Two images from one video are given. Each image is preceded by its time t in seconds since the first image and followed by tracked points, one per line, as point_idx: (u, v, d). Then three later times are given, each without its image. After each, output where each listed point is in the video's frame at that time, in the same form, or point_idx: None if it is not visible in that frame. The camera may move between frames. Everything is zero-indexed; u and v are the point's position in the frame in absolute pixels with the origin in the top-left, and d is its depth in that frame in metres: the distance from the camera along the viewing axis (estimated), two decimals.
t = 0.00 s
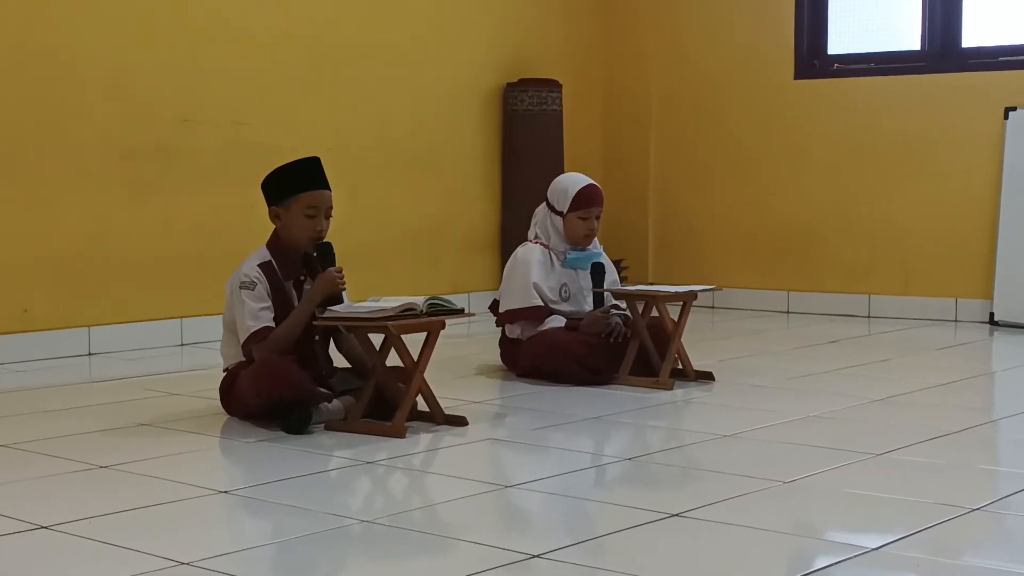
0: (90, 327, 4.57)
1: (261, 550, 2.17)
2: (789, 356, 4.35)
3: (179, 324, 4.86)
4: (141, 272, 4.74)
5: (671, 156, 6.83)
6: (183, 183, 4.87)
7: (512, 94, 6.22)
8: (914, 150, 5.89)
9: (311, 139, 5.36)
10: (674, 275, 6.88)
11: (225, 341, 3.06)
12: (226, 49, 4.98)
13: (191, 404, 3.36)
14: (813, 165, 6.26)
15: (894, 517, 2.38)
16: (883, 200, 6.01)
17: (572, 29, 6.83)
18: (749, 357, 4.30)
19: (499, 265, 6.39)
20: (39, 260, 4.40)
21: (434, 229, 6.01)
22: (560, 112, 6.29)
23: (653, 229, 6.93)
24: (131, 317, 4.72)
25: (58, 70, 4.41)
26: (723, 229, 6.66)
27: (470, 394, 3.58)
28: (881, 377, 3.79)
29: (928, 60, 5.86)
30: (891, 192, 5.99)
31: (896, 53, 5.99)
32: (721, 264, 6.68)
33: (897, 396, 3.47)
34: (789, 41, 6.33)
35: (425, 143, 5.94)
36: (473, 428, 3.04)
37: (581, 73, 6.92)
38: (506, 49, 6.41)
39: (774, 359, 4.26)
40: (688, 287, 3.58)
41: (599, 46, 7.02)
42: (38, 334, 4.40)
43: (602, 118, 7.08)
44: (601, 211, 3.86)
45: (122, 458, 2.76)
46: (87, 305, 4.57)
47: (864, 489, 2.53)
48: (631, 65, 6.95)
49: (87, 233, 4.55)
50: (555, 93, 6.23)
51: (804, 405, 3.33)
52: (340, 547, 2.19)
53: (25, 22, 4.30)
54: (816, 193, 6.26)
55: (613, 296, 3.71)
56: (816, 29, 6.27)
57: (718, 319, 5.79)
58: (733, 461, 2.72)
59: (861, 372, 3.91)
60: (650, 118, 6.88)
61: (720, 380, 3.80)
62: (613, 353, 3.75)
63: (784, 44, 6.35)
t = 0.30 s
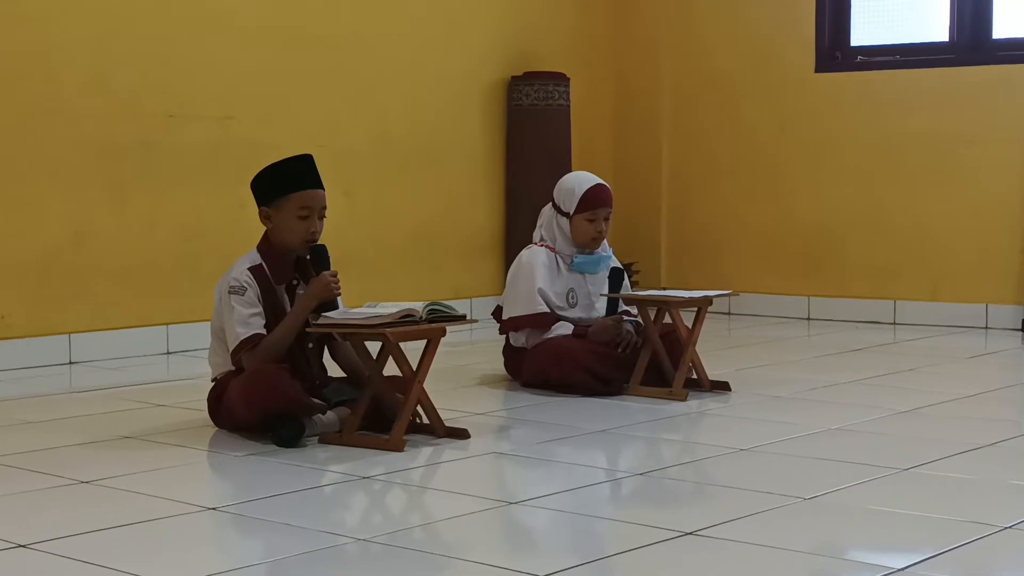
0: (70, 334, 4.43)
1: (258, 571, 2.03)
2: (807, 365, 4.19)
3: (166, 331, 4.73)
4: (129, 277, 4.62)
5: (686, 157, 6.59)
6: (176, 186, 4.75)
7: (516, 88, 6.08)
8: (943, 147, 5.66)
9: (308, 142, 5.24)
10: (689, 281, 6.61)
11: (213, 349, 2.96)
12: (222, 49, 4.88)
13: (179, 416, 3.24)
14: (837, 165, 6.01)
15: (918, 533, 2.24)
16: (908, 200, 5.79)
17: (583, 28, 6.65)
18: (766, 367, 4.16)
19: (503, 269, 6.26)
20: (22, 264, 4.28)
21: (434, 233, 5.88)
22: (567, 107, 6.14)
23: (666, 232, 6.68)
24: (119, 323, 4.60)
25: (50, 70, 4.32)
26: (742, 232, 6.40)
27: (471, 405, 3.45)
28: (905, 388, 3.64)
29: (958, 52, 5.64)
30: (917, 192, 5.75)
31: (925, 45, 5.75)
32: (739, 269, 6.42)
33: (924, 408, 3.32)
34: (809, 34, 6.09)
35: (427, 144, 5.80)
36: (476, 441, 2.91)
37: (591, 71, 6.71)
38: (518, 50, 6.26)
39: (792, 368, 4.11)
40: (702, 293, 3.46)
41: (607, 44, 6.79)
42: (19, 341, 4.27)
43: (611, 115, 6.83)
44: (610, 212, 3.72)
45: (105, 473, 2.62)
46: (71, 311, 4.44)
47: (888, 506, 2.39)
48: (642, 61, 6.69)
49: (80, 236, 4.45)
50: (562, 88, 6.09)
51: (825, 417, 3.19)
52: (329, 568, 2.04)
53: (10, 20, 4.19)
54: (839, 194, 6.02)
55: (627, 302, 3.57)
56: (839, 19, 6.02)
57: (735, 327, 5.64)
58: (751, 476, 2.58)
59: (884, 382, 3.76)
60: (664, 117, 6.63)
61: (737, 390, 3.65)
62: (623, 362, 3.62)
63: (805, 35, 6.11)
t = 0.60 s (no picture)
0: (47, 340, 4.33)
1: None
2: (827, 374, 4.05)
3: (148, 336, 4.60)
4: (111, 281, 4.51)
5: (700, 157, 6.46)
6: (164, 188, 4.66)
7: (521, 80, 5.96)
8: (966, 145, 5.51)
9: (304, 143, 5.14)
10: (702, 284, 6.49)
11: (201, 357, 2.90)
12: (219, 47, 4.80)
13: (167, 428, 3.13)
14: (858, 163, 5.87)
15: (947, 550, 2.10)
16: (929, 200, 5.64)
17: (593, 25, 6.52)
18: (783, 376, 4.01)
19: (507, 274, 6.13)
20: None
21: (435, 237, 5.76)
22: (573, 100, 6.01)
23: (680, 234, 6.55)
24: (100, 328, 4.49)
25: (36, 68, 4.25)
26: (758, 235, 6.26)
27: (471, 416, 3.33)
28: (931, 399, 3.50)
29: (987, 43, 5.51)
30: (939, 192, 5.61)
31: (952, 36, 5.62)
32: (755, 272, 6.29)
33: (951, 420, 3.18)
34: (829, 25, 5.96)
35: (428, 145, 5.69)
36: (478, 455, 2.78)
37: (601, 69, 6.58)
38: (523, 50, 6.15)
39: (812, 378, 3.97)
40: (717, 298, 3.34)
41: (617, 40, 6.65)
42: None
43: (622, 113, 6.69)
44: (618, 211, 3.60)
45: (86, 488, 2.50)
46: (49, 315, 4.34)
47: (913, 523, 2.24)
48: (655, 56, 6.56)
49: (67, 239, 4.38)
50: (568, 80, 5.96)
51: (847, 430, 3.05)
52: None
53: None
54: (861, 193, 5.87)
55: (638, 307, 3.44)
56: (862, 9, 5.88)
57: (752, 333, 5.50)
58: (768, 491, 2.45)
59: (909, 393, 3.61)
60: (677, 116, 6.51)
61: (754, 401, 3.52)
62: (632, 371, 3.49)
63: (825, 27, 5.97)
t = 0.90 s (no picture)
0: (38, 346, 4.26)
1: None
2: (839, 381, 3.98)
3: (140, 343, 4.53)
4: (106, 286, 4.45)
5: (709, 158, 6.39)
6: (160, 191, 4.59)
7: (525, 78, 5.88)
8: (982, 145, 5.44)
9: (304, 145, 5.07)
10: (712, 289, 6.42)
11: (195, 363, 2.83)
12: (218, 47, 4.74)
13: (159, 437, 3.05)
14: (872, 164, 5.79)
15: (969, 561, 2.02)
16: (944, 200, 5.57)
17: (598, 26, 6.46)
18: (793, 383, 3.94)
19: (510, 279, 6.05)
20: None
21: (436, 241, 5.69)
22: (578, 97, 5.95)
23: (688, 237, 6.48)
24: (93, 333, 4.43)
25: (30, 67, 4.19)
26: (769, 238, 6.19)
27: (472, 424, 3.26)
28: (945, 407, 3.43)
29: (1005, 39, 5.43)
30: (954, 193, 5.53)
31: (967, 31, 5.53)
32: (766, 275, 6.22)
33: (967, 428, 3.11)
34: (844, 22, 5.88)
35: (429, 148, 5.62)
36: (480, 464, 2.71)
37: (607, 68, 6.52)
38: (527, 51, 6.09)
39: (824, 385, 3.89)
40: (727, 303, 3.28)
41: (624, 41, 6.59)
42: None
43: (631, 112, 6.62)
44: (625, 213, 3.53)
45: (75, 499, 2.42)
46: (42, 320, 4.27)
47: (931, 535, 2.15)
48: (665, 54, 6.48)
49: (61, 241, 4.31)
50: (573, 77, 5.90)
51: (861, 439, 2.97)
52: None
53: None
54: (877, 195, 5.79)
55: (645, 312, 3.37)
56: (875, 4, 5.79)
57: (764, 339, 5.41)
58: (781, 502, 2.37)
59: (924, 400, 3.54)
60: (686, 116, 6.44)
61: (764, 409, 3.44)
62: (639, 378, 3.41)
63: (839, 24, 5.90)
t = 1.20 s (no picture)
0: (40, 348, 4.26)
1: None
2: (842, 383, 3.98)
3: (141, 344, 4.53)
4: (106, 287, 4.44)
5: (711, 159, 6.39)
6: (161, 192, 4.59)
7: (527, 80, 5.88)
8: (984, 146, 5.44)
9: (304, 146, 5.07)
10: (714, 290, 6.42)
11: (196, 366, 2.83)
12: (218, 48, 4.74)
13: (161, 440, 3.05)
14: (875, 165, 5.79)
15: (972, 563, 2.01)
16: (945, 201, 5.57)
17: (599, 26, 6.46)
18: (796, 386, 3.94)
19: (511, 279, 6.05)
20: None
21: (437, 242, 5.69)
22: (579, 99, 5.95)
23: (689, 238, 6.48)
24: (94, 334, 4.42)
25: (30, 67, 4.19)
26: (772, 239, 6.18)
27: (474, 426, 3.25)
28: (948, 409, 3.43)
29: (1007, 42, 5.43)
30: (956, 194, 5.53)
31: (969, 34, 5.54)
32: (768, 276, 6.21)
33: (970, 431, 3.11)
34: (847, 23, 5.88)
35: (429, 149, 5.62)
36: (483, 467, 2.71)
37: (609, 69, 6.52)
38: (527, 52, 6.08)
39: (826, 387, 3.89)
40: (729, 305, 3.28)
41: (626, 41, 6.59)
42: None
43: (631, 113, 6.62)
44: (628, 216, 3.53)
45: (77, 501, 2.42)
46: (43, 321, 4.27)
47: (933, 538, 2.15)
48: (666, 56, 6.48)
49: (61, 242, 4.31)
50: (574, 79, 5.90)
51: (864, 442, 2.97)
52: None
53: None
54: (881, 196, 5.78)
55: (648, 314, 3.37)
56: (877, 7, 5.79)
57: (766, 340, 5.41)
58: (784, 505, 2.37)
59: (926, 403, 3.54)
60: (688, 117, 6.43)
61: (766, 411, 3.45)
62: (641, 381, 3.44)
63: (840, 26, 5.91)
